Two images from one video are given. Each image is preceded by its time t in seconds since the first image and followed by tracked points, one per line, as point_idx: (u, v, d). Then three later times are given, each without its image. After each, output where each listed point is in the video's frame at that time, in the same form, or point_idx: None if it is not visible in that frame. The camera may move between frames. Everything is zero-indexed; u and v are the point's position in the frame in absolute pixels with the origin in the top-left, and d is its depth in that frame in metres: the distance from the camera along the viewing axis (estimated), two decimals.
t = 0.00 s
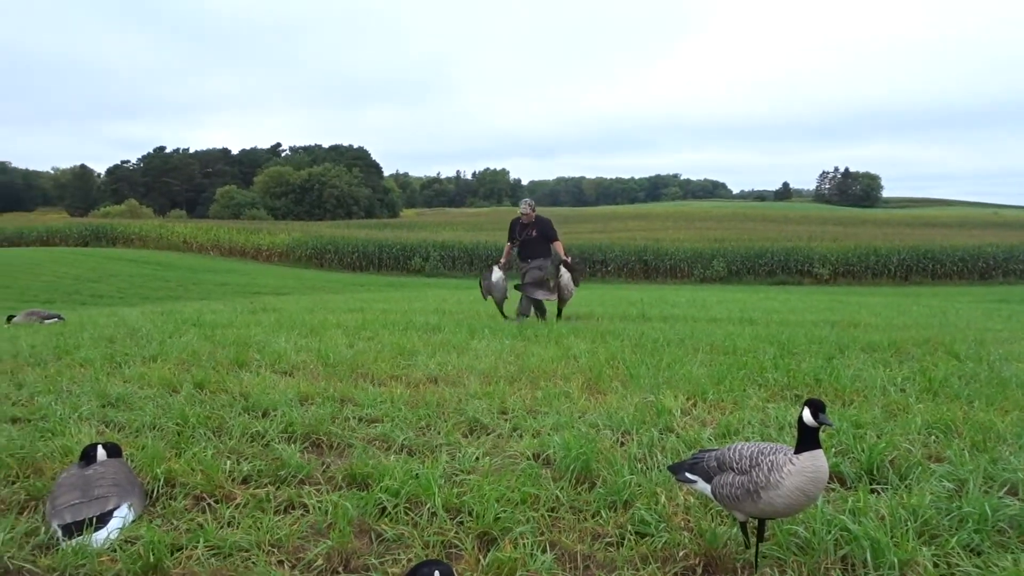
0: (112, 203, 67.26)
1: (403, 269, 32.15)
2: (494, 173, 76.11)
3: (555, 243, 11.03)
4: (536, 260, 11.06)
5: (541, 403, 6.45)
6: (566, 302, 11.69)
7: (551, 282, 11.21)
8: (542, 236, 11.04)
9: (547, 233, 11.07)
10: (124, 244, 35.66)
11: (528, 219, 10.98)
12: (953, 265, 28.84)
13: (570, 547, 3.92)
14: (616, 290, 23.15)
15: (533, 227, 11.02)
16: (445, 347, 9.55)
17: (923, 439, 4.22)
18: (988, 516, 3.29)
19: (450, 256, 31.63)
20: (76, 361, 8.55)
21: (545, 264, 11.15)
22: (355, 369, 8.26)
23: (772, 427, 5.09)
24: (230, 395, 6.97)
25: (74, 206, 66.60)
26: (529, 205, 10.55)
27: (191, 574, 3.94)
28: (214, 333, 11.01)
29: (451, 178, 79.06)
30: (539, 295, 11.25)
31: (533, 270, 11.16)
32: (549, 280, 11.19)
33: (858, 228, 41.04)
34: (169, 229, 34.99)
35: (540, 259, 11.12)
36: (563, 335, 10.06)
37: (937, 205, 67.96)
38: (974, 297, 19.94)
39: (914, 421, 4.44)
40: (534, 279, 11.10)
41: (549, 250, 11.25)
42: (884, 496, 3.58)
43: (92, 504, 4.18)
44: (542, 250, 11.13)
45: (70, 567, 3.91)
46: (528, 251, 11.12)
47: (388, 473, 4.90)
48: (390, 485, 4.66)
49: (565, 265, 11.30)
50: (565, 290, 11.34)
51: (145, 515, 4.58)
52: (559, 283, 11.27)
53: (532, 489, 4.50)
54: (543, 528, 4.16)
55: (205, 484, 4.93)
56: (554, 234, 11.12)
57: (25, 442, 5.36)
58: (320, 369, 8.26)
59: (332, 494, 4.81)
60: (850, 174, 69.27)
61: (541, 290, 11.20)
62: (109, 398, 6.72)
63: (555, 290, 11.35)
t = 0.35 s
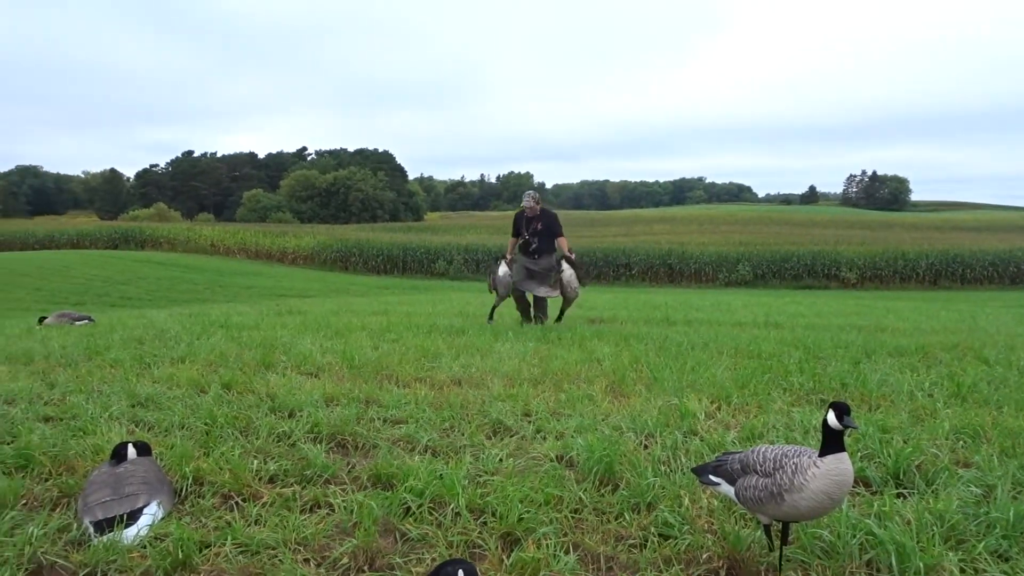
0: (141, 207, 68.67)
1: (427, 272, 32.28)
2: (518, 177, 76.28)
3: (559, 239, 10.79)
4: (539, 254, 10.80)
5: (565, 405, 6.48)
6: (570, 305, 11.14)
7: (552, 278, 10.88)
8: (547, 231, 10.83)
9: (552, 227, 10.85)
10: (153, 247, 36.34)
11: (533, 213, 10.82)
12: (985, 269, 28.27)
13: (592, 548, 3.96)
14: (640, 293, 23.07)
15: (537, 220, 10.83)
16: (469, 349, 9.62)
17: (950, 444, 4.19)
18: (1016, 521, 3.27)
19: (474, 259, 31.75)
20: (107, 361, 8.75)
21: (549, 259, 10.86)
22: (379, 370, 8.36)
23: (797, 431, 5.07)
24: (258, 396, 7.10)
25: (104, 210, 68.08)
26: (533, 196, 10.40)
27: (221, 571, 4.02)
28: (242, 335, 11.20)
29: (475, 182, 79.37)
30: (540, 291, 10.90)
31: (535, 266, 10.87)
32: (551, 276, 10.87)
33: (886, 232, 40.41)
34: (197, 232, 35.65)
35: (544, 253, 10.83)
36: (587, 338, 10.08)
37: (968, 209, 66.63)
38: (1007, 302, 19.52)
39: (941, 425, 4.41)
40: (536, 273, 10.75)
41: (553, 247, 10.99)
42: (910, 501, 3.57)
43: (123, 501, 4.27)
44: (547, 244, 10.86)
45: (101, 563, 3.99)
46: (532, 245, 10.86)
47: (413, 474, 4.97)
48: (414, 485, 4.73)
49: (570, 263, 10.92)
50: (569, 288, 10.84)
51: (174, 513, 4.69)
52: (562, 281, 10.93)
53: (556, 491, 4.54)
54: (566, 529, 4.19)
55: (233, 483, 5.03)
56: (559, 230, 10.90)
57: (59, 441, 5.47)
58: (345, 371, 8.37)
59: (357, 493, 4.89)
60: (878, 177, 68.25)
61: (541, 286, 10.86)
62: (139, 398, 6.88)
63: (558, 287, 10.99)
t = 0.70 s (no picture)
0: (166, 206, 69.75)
1: (447, 273, 32.41)
2: (539, 178, 76.40)
3: (555, 238, 10.39)
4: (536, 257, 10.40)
5: (585, 405, 6.49)
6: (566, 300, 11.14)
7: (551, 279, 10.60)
8: (541, 231, 10.38)
9: (546, 226, 10.43)
10: (177, 245, 36.87)
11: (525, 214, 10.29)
12: (1013, 273, 27.75)
13: (614, 547, 3.97)
14: (660, 295, 22.98)
15: (532, 221, 10.35)
16: (489, 349, 9.65)
17: (977, 448, 4.16)
18: None
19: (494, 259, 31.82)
20: (133, 358, 8.91)
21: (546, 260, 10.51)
22: (400, 369, 8.43)
23: (820, 433, 5.05)
24: (280, 393, 7.19)
25: (130, 209, 69.18)
26: (526, 199, 9.85)
27: (244, 565, 4.08)
28: (264, 333, 11.34)
29: (495, 183, 79.56)
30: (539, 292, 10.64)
31: (532, 268, 10.51)
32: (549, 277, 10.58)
33: (911, 235, 39.82)
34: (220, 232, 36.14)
35: (542, 256, 10.48)
36: (607, 339, 10.06)
37: (997, 212, 65.43)
38: None
39: (967, 430, 4.36)
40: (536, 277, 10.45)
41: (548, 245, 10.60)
42: (936, 505, 3.55)
43: (149, 494, 4.34)
44: (542, 244, 10.46)
45: (127, 554, 4.07)
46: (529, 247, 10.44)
47: (434, 471, 5.01)
48: (435, 483, 4.77)
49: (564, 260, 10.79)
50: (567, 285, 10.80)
51: (199, 506, 4.77)
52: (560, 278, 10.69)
53: (577, 490, 4.55)
54: (587, 528, 4.20)
55: (256, 478, 5.10)
56: (553, 227, 10.46)
57: (86, 433, 5.56)
58: (366, 369, 8.45)
59: (378, 490, 4.95)
60: (902, 179, 67.32)
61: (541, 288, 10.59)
62: (164, 394, 7.01)
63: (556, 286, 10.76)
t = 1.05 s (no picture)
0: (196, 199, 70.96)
1: (472, 268, 32.55)
2: (565, 174, 76.29)
3: (558, 230, 9.91)
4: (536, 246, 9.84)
5: (611, 401, 6.50)
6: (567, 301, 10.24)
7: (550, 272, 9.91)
8: (544, 221, 9.92)
9: (549, 217, 9.98)
10: (207, 238, 37.53)
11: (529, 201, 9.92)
12: None
13: (638, 543, 4.00)
14: (687, 292, 22.83)
15: (534, 209, 9.99)
16: (514, 344, 9.70)
17: (1009, 450, 4.11)
18: None
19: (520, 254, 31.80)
20: (164, 349, 9.11)
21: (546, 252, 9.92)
22: (426, 363, 8.52)
23: (848, 432, 5.02)
24: (308, 384, 7.32)
25: (161, 201, 70.57)
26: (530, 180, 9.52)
27: (273, 553, 4.16)
28: (292, 325, 11.52)
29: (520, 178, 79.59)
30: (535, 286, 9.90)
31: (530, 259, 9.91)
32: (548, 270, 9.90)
33: (944, 233, 39.02)
34: (249, 225, 36.76)
35: (541, 245, 9.93)
36: (633, 335, 10.05)
37: None
38: None
39: (999, 432, 4.32)
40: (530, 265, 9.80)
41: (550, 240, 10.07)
42: (966, 506, 3.53)
43: (178, 482, 4.45)
44: (543, 235, 9.95)
45: (158, 541, 4.17)
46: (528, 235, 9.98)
47: (459, 463, 5.08)
48: (460, 476, 4.83)
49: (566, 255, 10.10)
50: (565, 284, 10.00)
51: (228, 495, 4.88)
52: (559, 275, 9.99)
53: (602, 485, 4.59)
54: (612, 523, 4.24)
55: (284, 467, 5.21)
56: (557, 220, 10.02)
57: (118, 422, 5.69)
58: (392, 362, 8.55)
59: (404, 482, 5.03)
60: (935, 177, 65.95)
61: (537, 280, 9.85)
62: (194, 384, 7.18)
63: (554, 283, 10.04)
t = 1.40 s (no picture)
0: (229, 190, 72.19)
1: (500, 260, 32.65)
2: (594, 167, 75.94)
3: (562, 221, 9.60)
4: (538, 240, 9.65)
5: (638, 394, 6.52)
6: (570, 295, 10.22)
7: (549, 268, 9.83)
8: (548, 210, 9.58)
9: (554, 205, 9.58)
10: (239, 229, 38.17)
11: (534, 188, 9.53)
12: None
13: (666, 535, 4.02)
14: (716, 286, 22.61)
15: (538, 195, 9.56)
16: (542, 336, 9.74)
17: None
18: None
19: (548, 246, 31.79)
20: (198, 337, 9.33)
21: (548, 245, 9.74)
22: (454, 354, 8.60)
23: (880, 428, 4.98)
24: (338, 373, 7.45)
25: (195, 193, 71.95)
26: (535, 171, 9.08)
27: (303, 538, 4.24)
28: (322, 315, 11.71)
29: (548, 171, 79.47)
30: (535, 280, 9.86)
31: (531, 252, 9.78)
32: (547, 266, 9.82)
33: (983, 228, 38.04)
34: (281, 215, 37.55)
35: (544, 236, 9.74)
36: (662, 329, 10.01)
37: None
38: None
39: None
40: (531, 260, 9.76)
41: (555, 228, 9.80)
42: (1002, 504, 3.50)
43: (212, 467, 4.57)
44: (547, 224, 9.68)
45: (192, 524, 4.29)
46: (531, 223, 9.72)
47: (487, 454, 5.14)
48: (489, 466, 4.89)
49: (570, 248, 9.92)
50: (566, 279, 9.92)
51: (261, 481, 5.00)
52: (560, 269, 9.89)
53: (629, 477, 4.61)
54: (640, 515, 4.26)
55: (315, 455, 5.32)
56: (563, 208, 9.64)
57: (151, 408, 5.85)
58: (421, 353, 8.65)
59: (432, 471, 5.11)
60: (973, 171, 64.27)
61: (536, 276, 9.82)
62: (226, 372, 7.36)
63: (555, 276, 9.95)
